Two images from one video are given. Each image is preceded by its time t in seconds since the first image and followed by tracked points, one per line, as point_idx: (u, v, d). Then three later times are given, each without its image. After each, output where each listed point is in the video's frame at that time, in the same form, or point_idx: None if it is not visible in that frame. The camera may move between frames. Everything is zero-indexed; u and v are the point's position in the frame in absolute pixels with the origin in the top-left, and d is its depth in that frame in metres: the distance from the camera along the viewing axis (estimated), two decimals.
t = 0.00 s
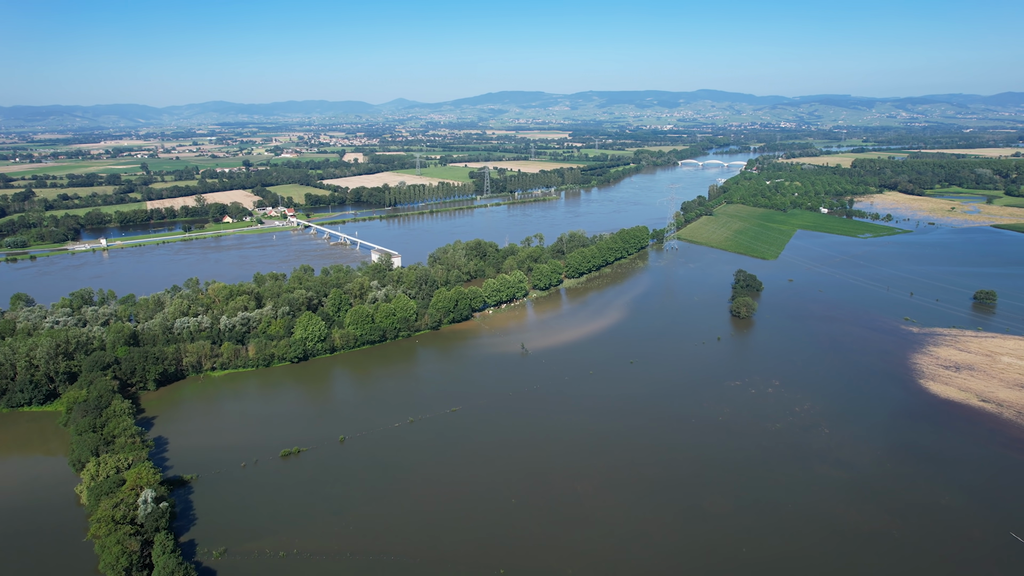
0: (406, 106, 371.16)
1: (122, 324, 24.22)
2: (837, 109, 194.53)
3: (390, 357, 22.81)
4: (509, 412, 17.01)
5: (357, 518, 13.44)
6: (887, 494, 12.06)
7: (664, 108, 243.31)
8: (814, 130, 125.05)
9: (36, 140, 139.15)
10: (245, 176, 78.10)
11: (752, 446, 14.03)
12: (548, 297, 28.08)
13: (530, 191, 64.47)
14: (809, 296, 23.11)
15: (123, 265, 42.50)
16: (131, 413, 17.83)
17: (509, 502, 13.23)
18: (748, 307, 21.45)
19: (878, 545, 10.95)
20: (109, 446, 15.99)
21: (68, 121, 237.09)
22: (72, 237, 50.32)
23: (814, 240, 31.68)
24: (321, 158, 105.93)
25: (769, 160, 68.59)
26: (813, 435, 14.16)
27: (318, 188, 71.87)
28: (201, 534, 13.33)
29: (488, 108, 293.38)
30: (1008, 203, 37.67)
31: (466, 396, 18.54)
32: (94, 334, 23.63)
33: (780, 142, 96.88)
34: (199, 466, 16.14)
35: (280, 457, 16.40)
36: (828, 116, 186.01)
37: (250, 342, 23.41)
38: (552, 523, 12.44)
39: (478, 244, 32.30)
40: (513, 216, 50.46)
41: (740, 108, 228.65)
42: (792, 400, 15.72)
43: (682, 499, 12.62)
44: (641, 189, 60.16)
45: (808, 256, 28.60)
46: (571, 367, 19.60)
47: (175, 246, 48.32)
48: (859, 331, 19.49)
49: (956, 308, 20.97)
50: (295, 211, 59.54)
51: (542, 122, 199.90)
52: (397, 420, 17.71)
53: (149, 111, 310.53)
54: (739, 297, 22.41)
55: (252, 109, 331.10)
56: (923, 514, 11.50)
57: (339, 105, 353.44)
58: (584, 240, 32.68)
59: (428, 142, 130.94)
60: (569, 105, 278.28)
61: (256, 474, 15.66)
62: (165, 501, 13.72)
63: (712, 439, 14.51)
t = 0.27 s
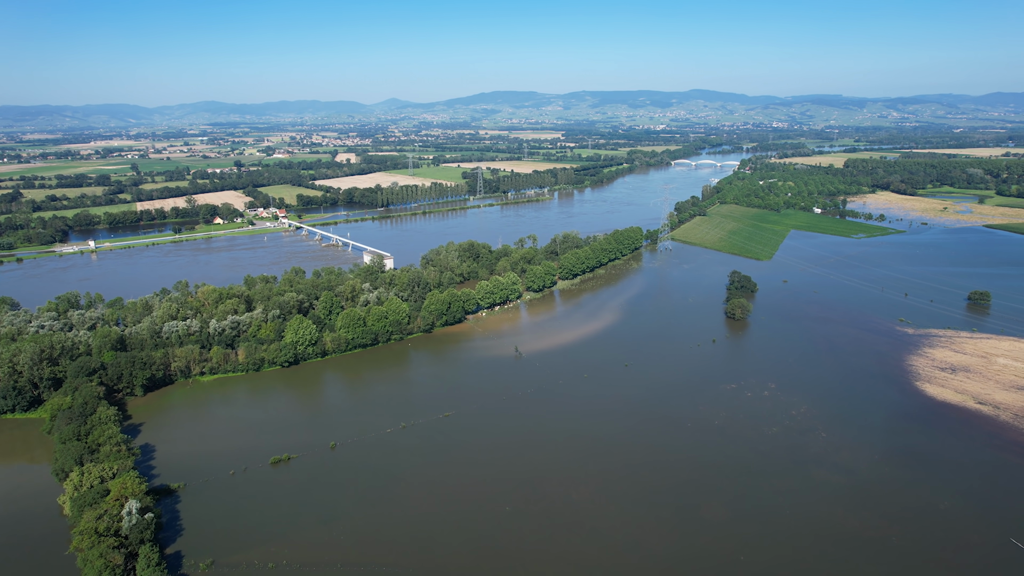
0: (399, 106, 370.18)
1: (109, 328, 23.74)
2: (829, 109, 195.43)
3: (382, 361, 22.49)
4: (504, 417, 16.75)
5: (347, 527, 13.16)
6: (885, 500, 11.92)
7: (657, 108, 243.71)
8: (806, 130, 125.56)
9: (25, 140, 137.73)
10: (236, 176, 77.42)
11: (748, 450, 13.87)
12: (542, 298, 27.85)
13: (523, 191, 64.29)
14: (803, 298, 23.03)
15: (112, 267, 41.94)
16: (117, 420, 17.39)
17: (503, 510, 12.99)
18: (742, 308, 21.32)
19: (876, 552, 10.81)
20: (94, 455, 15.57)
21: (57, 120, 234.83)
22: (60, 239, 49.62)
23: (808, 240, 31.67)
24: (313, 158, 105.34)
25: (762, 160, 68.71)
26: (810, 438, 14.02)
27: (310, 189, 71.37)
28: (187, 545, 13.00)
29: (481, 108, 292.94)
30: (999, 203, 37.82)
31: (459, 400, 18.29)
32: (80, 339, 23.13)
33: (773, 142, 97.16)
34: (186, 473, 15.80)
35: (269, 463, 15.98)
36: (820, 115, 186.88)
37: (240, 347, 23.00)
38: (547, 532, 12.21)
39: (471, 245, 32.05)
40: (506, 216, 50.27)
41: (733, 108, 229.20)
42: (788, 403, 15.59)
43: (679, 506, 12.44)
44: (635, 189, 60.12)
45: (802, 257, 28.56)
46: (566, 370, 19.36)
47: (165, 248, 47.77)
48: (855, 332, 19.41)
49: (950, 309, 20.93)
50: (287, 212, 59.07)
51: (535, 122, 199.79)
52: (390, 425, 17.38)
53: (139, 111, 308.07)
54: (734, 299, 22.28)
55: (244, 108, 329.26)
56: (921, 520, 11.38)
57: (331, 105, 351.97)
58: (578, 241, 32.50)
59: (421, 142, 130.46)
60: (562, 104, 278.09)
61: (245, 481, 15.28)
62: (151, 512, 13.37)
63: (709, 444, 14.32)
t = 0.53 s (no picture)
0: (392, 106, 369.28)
1: (95, 332, 23.20)
2: (821, 109, 196.29)
3: (374, 364, 22.19)
4: (497, 422, 16.49)
5: (338, 537, 12.88)
6: (883, 505, 11.79)
7: (650, 108, 244.08)
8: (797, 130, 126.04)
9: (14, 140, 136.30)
10: (228, 177, 76.74)
11: (745, 455, 13.70)
12: (536, 300, 27.62)
13: (516, 192, 64.11)
14: (798, 299, 22.94)
15: (100, 269, 41.35)
16: (103, 427, 16.89)
17: (497, 518, 12.73)
18: (737, 310, 21.19)
19: (876, 558, 10.66)
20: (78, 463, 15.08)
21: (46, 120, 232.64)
22: (47, 240, 48.91)
23: (802, 241, 31.64)
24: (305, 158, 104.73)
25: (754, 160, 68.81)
26: (807, 443, 13.87)
27: (302, 189, 70.85)
28: (174, 556, 12.67)
29: (474, 108, 292.49)
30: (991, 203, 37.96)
31: (452, 405, 18.02)
32: (65, 343, 22.58)
33: (765, 142, 97.42)
34: (173, 480, 15.44)
35: (258, 471, 15.59)
36: (812, 115, 187.72)
37: (229, 351, 22.55)
38: (542, 541, 11.97)
39: (464, 247, 31.79)
40: (499, 217, 50.07)
41: (725, 108, 229.59)
42: (785, 407, 15.45)
43: (676, 513, 12.25)
44: (628, 189, 60.05)
45: (796, 257, 28.50)
46: (560, 373, 19.12)
47: (154, 249, 47.21)
48: (850, 334, 19.32)
49: (944, 310, 20.89)
50: (279, 213, 58.59)
51: (528, 121, 199.67)
52: (381, 431, 17.08)
53: (129, 111, 305.79)
54: (728, 300, 22.16)
55: (235, 108, 327.47)
56: (921, 526, 11.24)
57: (323, 105, 350.64)
58: (572, 242, 32.31)
59: (413, 142, 130.01)
60: (555, 104, 278.07)
61: (233, 489, 14.91)
62: (137, 523, 12.98)
63: (705, 449, 14.14)
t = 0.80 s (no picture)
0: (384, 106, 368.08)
1: (81, 336, 22.61)
2: (813, 109, 196.97)
3: (366, 368, 21.88)
4: (492, 428, 16.22)
5: (329, 546, 12.61)
6: (882, 510, 11.65)
7: (643, 108, 244.23)
8: (789, 130, 126.39)
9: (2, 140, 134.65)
10: (219, 177, 76.05)
11: (741, 460, 13.56)
12: (530, 301, 27.38)
13: (509, 192, 63.87)
14: (793, 300, 22.84)
15: (88, 272, 40.75)
16: (87, 434, 16.41)
17: (492, 527, 12.48)
18: (732, 311, 21.04)
19: (874, 564, 10.52)
20: (61, 472, 14.64)
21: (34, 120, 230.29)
22: (34, 242, 48.19)
23: (795, 241, 31.60)
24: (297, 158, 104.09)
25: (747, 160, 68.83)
26: (804, 446, 13.73)
27: (294, 190, 70.31)
28: (159, 567, 12.36)
29: (466, 108, 291.76)
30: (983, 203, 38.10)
31: (445, 409, 17.77)
32: (49, 347, 21.98)
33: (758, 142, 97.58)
34: (160, 488, 15.08)
35: (247, 479, 15.20)
36: (803, 115, 188.38)
37: (218, 355, 22.06)
38: (536, 549, 11.75)
39: (457, 248, 31.52)
40: (492, 217, 49.84)
41: (718, 108, 229.62)
42: (781, 410, 15.31)
43: (672, 520, 12.06)
44: (621, 189, 59.94)
45: (790, 258, 28.45)
46: (555, 376, 18.89)
47: (144, 251, 46.62)
48: (846, 335, 19.23)
49: (939, 310, 20.83)
50: (270, 214, 58.10)
51: (521, 121, 199.44)
52: (373, 436, 16.79)
53: (120, 111, 303.44)
54: (723, 301, 22.01)
55: (226, 109, 325.25)
56: (919, 531, 11.11)
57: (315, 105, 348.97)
58: (565, 243, 32.13)
59: (406, 142, 129.47)
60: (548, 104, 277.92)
61: (221, 497, 14.54)
62: (121, 534, 12.64)
63: (702, 454, 13.94)
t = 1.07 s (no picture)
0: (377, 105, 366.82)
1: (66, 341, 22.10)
2: (805, 109, 197.65)
3: (357, 371, 21.57)
4: (486, 432, 15.99)
5: (320, 556, 12.34)
6: (880, 515, 11.53)
7: (635, 108, 244.23)
8: (782, 129, 126.72)
9: None
10: (210, 177, 75.36)
11: (738, 464, 13.41)
12: (523, 303, 27.15)
13: (503, 193, 63.64)
14: (787, 301, 22.78)
15: (76, 274, 40.16)
16: (72, 442, 16.00)
17: (486, 535, 12.25)
18: (727, 313, 20.92)
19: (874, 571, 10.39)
20: (43, 481, 14.25)
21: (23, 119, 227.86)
22: (21, 243, 47.47)
23: (789, 241, 31.58)
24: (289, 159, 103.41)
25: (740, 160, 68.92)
26: (801, 450, 13.61)
27: (286, 190, 69.78)
28: None
29: (459, 108, 291.01)
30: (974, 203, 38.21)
31: (439, 413, 17.52)
32: (33, 352, 21.44)
33: (750, 142, 97.80)
34: (146, 496, 14.71)
35: (236, 486, 14.86)
36: (796, 115, 189.04)
37: (207, 359, 21.61)
38: (531, 557, 11.53)
39: (450, 249, 31.27)
40: (486, 217, 49.61)
41: (710, 108, 229.86)
42: (777, 412, 15.19)
43: (669, 527, 11.87)
44: (615, 189, 59.87)
45: (784, 258, 28.39)
46: (549, 379, 18.67)
47: (133, 253, 46.03)
48: (841, 337, 19.15)
49: (933, 311, 20.80)
50: (261, 215, 57.59)
51: (514, 121, 199.15)
52: (365, 441, 16.51)
53: (110, 111, 300.96)
54: (718, 302, 21.89)
55: (217, 108, 323.14)
56: (919, 536, 10.99)
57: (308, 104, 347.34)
58: (559, 243, 31.94)
59: (399, 142, 128.94)
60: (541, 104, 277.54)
61: (209, 506, 14.21)
62: (105, 545, 12.31)
63: (699, 458, 13.77)
